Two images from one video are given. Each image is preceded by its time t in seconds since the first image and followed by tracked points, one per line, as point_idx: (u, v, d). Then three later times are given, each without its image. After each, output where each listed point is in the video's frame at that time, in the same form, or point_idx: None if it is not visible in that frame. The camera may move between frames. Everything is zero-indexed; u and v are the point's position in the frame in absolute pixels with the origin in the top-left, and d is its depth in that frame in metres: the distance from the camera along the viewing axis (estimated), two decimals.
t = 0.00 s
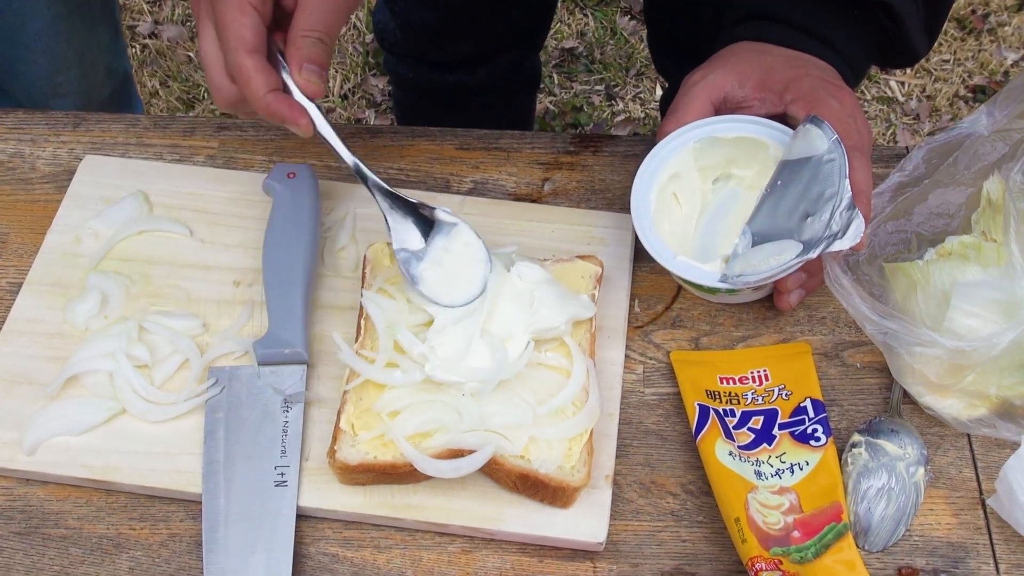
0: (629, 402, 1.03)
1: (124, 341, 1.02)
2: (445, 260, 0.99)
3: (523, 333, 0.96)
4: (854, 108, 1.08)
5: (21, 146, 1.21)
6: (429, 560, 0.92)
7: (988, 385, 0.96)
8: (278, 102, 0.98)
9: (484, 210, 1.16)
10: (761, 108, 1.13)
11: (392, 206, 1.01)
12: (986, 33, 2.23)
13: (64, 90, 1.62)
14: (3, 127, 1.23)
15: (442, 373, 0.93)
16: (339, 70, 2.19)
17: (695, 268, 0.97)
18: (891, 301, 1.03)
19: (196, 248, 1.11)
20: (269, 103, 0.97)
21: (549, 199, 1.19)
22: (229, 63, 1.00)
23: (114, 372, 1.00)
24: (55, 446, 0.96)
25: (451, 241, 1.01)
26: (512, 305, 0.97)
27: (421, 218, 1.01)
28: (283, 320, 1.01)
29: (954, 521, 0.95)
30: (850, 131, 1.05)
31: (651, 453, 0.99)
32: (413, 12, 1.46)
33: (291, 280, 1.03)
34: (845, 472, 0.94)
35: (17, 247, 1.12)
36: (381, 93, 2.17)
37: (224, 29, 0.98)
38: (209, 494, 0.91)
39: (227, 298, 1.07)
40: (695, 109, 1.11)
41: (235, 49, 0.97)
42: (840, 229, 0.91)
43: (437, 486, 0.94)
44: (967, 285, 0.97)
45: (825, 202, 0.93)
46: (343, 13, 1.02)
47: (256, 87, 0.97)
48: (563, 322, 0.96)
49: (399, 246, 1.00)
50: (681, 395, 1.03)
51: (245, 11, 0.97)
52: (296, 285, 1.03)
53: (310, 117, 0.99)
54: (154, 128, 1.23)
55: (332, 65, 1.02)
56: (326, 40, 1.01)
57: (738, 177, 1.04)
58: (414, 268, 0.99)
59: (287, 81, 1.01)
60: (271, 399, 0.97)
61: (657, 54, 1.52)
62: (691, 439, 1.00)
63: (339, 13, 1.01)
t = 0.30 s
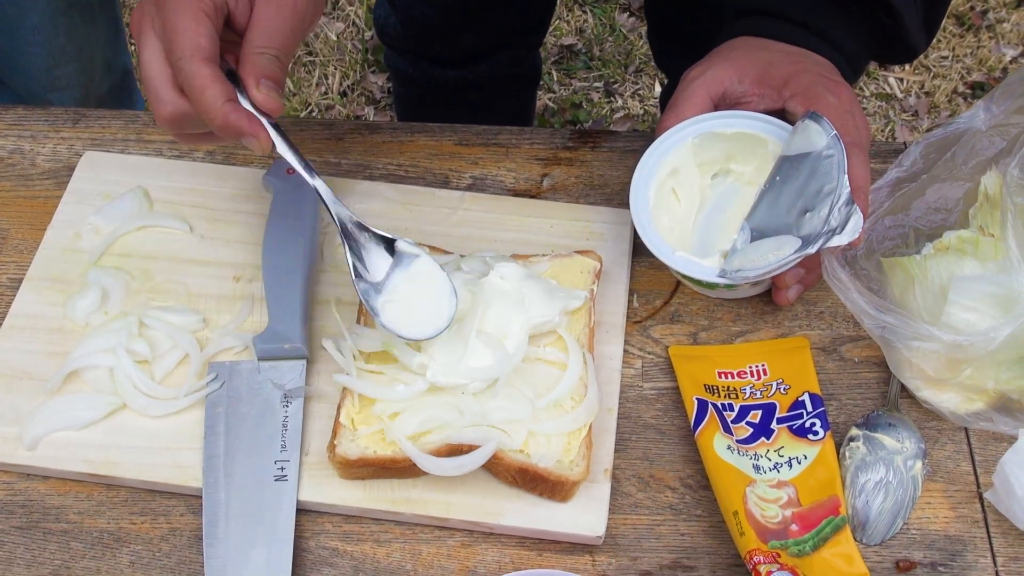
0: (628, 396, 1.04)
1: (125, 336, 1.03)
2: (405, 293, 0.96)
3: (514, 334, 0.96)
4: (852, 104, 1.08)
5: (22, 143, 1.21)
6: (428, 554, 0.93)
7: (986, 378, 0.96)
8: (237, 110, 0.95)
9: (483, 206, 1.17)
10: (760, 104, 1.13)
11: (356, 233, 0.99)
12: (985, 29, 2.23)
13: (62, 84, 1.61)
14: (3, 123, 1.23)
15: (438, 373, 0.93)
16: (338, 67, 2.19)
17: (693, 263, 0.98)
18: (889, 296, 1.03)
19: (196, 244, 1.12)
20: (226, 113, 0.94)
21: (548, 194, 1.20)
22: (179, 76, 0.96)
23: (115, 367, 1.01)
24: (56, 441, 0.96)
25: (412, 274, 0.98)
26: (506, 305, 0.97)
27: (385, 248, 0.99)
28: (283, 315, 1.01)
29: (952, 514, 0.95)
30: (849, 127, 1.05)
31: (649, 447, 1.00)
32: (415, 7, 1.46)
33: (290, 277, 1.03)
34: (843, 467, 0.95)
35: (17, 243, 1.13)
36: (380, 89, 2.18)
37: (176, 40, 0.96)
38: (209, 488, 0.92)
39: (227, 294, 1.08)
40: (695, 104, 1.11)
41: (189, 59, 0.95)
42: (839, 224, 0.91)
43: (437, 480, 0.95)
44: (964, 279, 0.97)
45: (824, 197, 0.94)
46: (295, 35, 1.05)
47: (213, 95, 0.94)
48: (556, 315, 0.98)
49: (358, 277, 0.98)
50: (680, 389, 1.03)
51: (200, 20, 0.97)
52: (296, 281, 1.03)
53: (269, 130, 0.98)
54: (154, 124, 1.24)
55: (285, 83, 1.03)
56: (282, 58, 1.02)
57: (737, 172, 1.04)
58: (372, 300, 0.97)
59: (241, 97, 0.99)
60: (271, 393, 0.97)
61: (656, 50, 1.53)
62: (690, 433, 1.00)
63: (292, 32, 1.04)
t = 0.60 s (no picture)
0: (629, 392, 1.04)
1: (127, 333, 1.03)
2: (439, 294, 0.98)
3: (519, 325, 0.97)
4: (852, 101, 1.08)
5: (24, 140, 1.21)
6: (430, 550, 0.93)
7: (985, 374, 0.97)
8: (261, 135, 0.97)
9: (484, 203, 1.17)
10: (760, 101, 1.14)
11: (387, 239, 1.00)
12: (984, 27, 2.24)
13: (64, 80, 1.61)
14: (5, 121, 1.23)
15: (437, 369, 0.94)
16: (338, 65, 2.19)
17: (694, 259, 0.98)
18: (889, 292, 1.04)
19: (198, 241, 1.12)
20: (252, 138, 0.97)
21: (549, 191, 1.20)
22: (210, 104, 0.99)
23: (118, 364, 1.01)
24: (59, 437, 0.97)
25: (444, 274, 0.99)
26: (507, 299, 0.98)
27: (416, 250, 1.00)
28: (286, 312, 1.02)
29: (951, 509, 0.96)
30: (847, 124, 1.06)
31: (650, 443, 1.00)
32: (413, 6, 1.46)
33: (292, 275, 1.04)
34: (843, 462, 0.95)
35: (20, 241, 1.13)
36: (380, 87, 2.18)
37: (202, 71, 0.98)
38: (212, 484, 0.92)
39: (229, 291, 1.08)
40: (695, 102, 1.12)
41: (215, 89, 0.97)
42: (839, 221, 0.91)
43: (439, 475, 0.95)
44: (964, 276, 0.97)
45: (824, 194, 0.94)
46: (321, 47, 1.04)
47: (240, 124, 0.97)
48: (559, 311, 0.98)
49: (392, 282, 0.99)
50: (680, 385, 1.03)
51: (221, 49, 0.98)
52: (298, 278, 1.04)
53: (296, 149, 0.99)
54: (156, 122, 1.24)
55: (315, 98, 1.01)
56: (309, 73, 1.01)
57: (736, 169, 1.04)
58: (407, 304, 0.98)
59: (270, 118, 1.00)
60: (274, 390, 0.98)
61: (656, 48, 1.53)
62: (691, 429, 1.01)
63: (316, 46, 1.03)
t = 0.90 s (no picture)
0: (628, 387, 1.04)
1: (125, 328, 1.03)
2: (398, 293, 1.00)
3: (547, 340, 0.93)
4: (849, 95, 1.08)
5: (20, 135, 1.21)
6: (429, 545, 0.93)
7: (983, 369, 0.96)
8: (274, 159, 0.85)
9: (482, 197, 1.17)
10: (757, 95, 1.13)
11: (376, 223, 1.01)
12: (983, 20, 2.23)
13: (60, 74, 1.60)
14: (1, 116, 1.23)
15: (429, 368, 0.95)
16: (336, 60, 2.19)
17: (691, 252, 0.98)
18: (887, 286, 1.04)
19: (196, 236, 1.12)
20: (263, 154, 0.85)
21: (547, 186, 1.20)
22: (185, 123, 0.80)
23: (116, 359, 1.01)
24: (57, 433, 0.96)
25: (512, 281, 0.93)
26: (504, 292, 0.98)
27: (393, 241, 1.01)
28: (284, 307, 1.02)
29: (949, 504, 0.96)
30: (844, 117, 1.05)
31: (648, 438, 1.00)
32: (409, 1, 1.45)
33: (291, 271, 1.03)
34: (840, 457, 0.95)
35: (18, 236, 1.13)
36: (379, 81, 2.18)
37: (143, 154, 0.80)
38: (210, 479, 0.92)
39: (227, 286, 1.08)
40: (692, 96, 1.11)
41: (195, 56, 0.86)
42: (836, 214, 0.93)
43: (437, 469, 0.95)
44: (961, 270, 0.97)
45: (821, 187, 0.95)
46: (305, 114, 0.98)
47: (262, 200, 0.79)
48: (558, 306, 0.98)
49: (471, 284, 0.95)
50: (679, 380, 1.03)
51: (231, 66, 0.87)
52: (297, 273, 1.03)
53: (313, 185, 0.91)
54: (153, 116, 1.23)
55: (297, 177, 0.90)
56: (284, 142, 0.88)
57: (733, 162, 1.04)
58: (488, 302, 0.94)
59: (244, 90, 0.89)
60: (273, 386, 0.98)
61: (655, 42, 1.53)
62: (689, 424, 1.01)
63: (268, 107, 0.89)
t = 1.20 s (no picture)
0: (627, 380, 1.05)
1: (128, 321, 1.04)
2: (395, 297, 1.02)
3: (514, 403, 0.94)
4: (843, 93, 1.09)
5: (24, 128, 1.22)
6: (430, 536, 0.94)
7: (979, 362, 0.98)
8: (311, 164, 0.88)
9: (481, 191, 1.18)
10: (753, 93, 1.14)
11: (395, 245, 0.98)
12: (981, 17, 2.24)
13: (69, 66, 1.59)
14: (5, 109, 1.23)
15: (418, 364, 0.96)
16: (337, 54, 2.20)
17: (685, 247, 0.99)
18: (885, 280, 1.05)
19: (199, 229, 1.12)
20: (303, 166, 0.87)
21: (547, 180, 1.21)
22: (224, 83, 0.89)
23: (119, 351, 1.01)
24: (61, 424, 0.97)
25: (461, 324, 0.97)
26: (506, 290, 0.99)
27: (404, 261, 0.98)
28: (284, 299, 1.02)
29: (946, 496, 0.97)
30: (837, 114, 1.06)
31: (648, 430, 1.01)
32: None
33: (291, 266, 1.04)
34: (838, 450, 0.96)
35: (21, 229, 1.13)
36: (378, 77, 2.19)
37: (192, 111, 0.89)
38: (213, 470, 0.93)
39: (229, 279, 1.08)
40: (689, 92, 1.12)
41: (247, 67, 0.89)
42: (828, 211, 0.93)
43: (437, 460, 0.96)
44: (959, 264, 0.98)
45: (813, 184, 0.96)
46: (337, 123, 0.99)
47: (285, 150, 0.86)
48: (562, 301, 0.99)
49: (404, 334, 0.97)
50: (677, 373, 1.04)
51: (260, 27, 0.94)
52: (300, 267, 1.04)
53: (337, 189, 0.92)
54: (155, 109, 1.24)
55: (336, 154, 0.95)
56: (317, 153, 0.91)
57: (729, 158, 1.05)
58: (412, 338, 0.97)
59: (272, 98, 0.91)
60: (274, 378, 0.99)
61: (655, 37, 1.53)
62: (688, 417, 1.02)
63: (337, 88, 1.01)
